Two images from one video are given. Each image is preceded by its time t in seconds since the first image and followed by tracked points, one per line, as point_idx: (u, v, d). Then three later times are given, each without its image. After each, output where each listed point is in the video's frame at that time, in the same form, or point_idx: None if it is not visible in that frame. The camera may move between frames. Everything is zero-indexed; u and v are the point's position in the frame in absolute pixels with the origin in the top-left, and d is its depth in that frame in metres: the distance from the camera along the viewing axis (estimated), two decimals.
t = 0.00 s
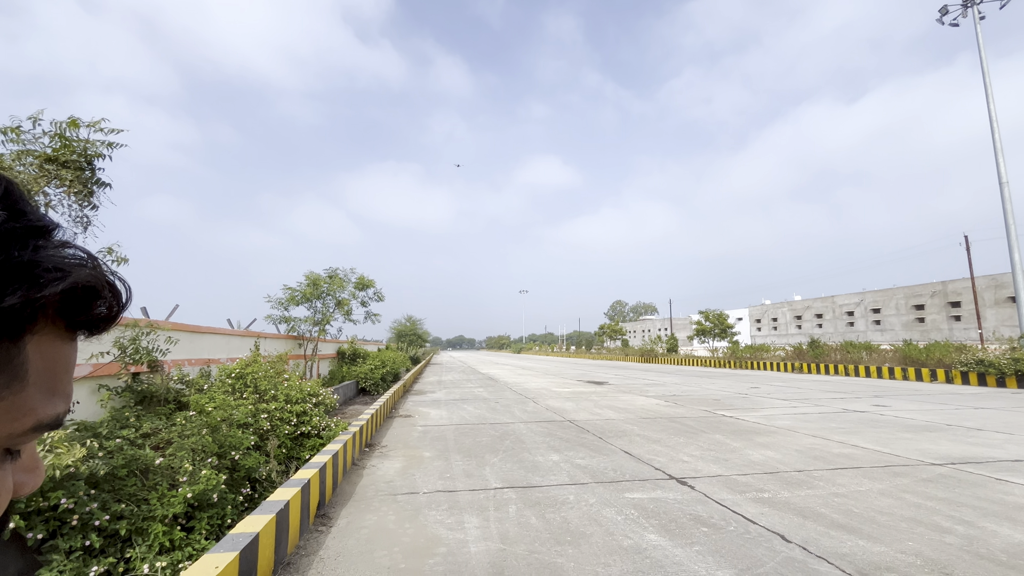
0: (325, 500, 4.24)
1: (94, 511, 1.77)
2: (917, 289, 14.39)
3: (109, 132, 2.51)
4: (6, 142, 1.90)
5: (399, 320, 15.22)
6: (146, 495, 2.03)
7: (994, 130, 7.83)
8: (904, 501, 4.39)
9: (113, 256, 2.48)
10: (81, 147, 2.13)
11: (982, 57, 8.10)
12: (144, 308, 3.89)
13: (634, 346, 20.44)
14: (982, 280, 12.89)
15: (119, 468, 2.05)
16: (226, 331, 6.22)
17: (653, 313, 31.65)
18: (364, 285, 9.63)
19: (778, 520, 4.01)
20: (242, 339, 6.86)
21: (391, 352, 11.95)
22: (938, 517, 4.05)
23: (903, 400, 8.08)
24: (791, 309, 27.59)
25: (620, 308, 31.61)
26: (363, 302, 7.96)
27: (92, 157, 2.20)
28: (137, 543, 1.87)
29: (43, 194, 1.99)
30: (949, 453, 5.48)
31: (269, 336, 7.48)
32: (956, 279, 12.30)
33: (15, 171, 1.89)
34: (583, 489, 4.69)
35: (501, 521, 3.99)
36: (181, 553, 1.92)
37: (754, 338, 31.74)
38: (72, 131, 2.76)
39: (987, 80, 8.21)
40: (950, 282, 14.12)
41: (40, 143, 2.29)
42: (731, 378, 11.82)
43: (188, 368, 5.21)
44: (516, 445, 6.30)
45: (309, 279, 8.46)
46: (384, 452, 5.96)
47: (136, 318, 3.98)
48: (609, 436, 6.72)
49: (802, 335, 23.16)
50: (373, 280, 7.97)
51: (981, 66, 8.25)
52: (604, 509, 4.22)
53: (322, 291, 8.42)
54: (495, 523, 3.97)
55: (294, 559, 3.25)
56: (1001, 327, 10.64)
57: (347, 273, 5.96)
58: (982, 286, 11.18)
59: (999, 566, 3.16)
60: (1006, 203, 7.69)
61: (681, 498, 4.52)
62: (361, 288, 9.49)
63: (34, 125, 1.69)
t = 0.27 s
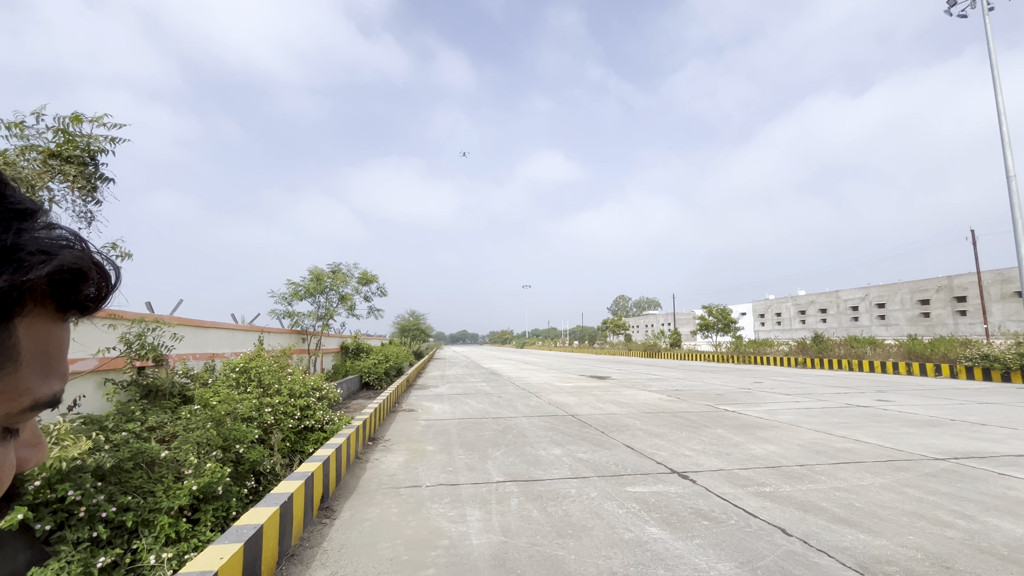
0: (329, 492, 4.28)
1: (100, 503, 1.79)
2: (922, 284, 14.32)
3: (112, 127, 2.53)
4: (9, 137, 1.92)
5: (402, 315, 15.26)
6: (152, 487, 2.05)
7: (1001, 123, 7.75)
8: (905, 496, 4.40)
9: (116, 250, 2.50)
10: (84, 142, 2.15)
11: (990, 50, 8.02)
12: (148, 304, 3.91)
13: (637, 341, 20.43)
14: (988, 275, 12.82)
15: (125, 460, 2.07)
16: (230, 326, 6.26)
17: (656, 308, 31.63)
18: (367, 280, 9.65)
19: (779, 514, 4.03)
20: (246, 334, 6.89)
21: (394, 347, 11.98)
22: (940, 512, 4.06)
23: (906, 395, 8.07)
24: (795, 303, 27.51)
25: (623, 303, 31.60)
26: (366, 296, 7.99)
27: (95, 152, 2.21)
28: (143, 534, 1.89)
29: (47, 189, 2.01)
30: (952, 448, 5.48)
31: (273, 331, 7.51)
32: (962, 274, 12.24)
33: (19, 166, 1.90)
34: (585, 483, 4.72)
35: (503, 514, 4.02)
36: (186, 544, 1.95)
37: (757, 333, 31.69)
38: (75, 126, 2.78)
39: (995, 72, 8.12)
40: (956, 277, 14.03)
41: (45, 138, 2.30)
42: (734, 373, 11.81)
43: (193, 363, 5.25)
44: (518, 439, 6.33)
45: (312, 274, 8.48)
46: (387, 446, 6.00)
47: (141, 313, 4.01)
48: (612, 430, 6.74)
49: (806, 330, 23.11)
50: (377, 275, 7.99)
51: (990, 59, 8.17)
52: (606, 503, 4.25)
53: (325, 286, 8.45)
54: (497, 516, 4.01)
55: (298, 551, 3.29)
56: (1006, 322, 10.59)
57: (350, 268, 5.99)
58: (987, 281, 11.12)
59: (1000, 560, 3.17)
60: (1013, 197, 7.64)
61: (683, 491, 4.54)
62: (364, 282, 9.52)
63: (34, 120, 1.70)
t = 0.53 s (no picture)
0: (333, 484, 4.33)
1: (108, 493, 1.82)
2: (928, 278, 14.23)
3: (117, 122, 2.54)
4: (16, 131, 1.94)
5: (405, 309, 15.30)
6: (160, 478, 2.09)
7: (1010, 116, 7.68)
8: (907, 489, 4.41)
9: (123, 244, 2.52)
10: (89, 137, 2.16)
11: (1000, 41, 7.94)
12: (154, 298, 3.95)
13: (641, 335, 20.42)
14: (995, 269, 12.74)
15: (133, 452, 2.11)
16: (234, 320, 6.31)
17: (659, 302, 31.59)
18: (371, 275, 9.68)
19: (780, 506, 4.05)
20: (251, 328, 6.94)
21: (397, 341, 12.02)
22: (941, 504, 4.07)
23: (910, 389, 8.06)
24: (800, 298, 27.43)
25: (626, 297, 31.59)
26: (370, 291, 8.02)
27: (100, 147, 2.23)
28: (152, 524, 1.93)
29: (52, 184, 2.03)
30: (955, 442, 5.48)
31: (277, 325, 7.56)
32: (968, 268, 12.16)
33: (24, 161, 1.92)
34: (587, 475, 4.75)
35: (506, 506, 4.05)
36: (193, 534, 1.98)
37: (761, 327, 31.64)
38: (81, 120, 2.80)
39: (1004, 64, 8.04)
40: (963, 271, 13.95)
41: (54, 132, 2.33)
42: (738, 368, 11.81)
43: (199, 357, 5.31)
44: (521, 432, 6.37)
45: (316, 269, 8.52)
46: (390, 439, 6.05)
47: (147, 307, 4.05)
48: (614, 424, 6.77)
49: (810, 324, 23.05)
50: (380, 270, 8.01)
51: (999, 51, 8.08)
52: (608, 495, 4.28)
53: (329, 280, 8.48)
54: (499, 507, 4.04)
55: (303, 541, 3.34)
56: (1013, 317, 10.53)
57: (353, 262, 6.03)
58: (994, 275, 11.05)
59: (1001, 552, 3.18)
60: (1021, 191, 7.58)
61: (684, 484, 4.56)
62: (368, 277, 9.55)
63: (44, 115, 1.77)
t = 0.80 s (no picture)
0: (340, 472, 4.41)
1: (121, 479, 1.88)
2: (933, 269, 14.19)
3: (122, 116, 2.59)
4: (27, 126, 2.00)
5: (408, 301, 15.35)
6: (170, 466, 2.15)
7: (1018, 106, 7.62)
8: (905, 477, 4.46)
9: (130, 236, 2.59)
10: (96, 130, 2.22)
11: (1009, 30, 7.86)
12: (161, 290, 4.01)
13: (644, 327, 20.44)
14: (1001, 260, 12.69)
15: (144, 440, 2.17)
16: (240, 312, 6.39)
17: (662, 294, 31.58)
18: (375, 267, 9.74)
19: (779, 494, 4.11)
20: (256, 320, 7.02)
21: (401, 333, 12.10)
22: (939, 492, 4.12)
23: (912, 379, 8.10)
24: (803, 289, 27.38)
25: (629, 289, 31.58)
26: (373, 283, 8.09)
27: (107, 140, 2.29)
28: (164, 510, 2.00)
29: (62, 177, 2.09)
30: (955, 432, 5.52)
31: (282, 317, 7.63)
32: (974, 259, 12.13)
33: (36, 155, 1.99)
34: (589, 464, 4.82)
35: (509, 493, 4.13)
36: (204, 519, 2.05)
37: (764, 318, 31.62)
38: (88, 114, 2.86)
39: (1012, 54, 7.97)
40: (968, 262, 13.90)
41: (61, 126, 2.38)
42: (741, 359, 11.84)
43: (206, 348, 5.38)
44: (524, 422, 6.45)
45: (320, 261, 8.57)
46: (395, 428, 6.13)
47: (155, 299, 4.12)
48: (616, 414, 6.84)
49: (814, 316, 23.03)
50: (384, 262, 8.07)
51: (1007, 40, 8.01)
52: (609, 483, 4.35)
53: (333, 272, 8.54)
54: (502, 495, 4.12)
55: (311, 526, 3.42)
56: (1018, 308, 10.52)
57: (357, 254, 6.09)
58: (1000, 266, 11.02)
59: (996, 538, 3.23)
60: None
61: (684, 472, 4.63)
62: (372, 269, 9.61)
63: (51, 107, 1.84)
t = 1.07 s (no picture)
0: (348, 455, 4.53)
1: (140, 462, 1.99)
2: (936, 257, 14.21)
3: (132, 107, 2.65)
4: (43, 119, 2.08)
5: (411, 291, 15.44)
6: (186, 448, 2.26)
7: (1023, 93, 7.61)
8: (900, 460, 4.57)
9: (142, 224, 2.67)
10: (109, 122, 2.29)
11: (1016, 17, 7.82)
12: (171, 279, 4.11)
13: (646, 315, 20.51)
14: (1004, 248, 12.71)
15: (161, 425, 2.28)
16: (246, 301, 6.50)
17: (664, 283, 31.60)
18: (378, 256, 9.82)
19: (775, 476, 4.22)
20: (262, 309, 7.13)
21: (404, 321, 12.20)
22: (932, 474, 4.23)
23: (911, 366, 8.19)
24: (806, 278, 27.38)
25: (631, 278, 31.60)
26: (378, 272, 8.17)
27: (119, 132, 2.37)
28: (181, 490, 2.11)
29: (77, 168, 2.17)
30: (951, 417, 5.63)
31: (287, 306, 7.74)
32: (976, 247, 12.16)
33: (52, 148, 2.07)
34: (591, 448, 4.94)
35: (513, 475, 4.25)
36: (220, 500, 2.16)
37: (766, 307, 31.66)
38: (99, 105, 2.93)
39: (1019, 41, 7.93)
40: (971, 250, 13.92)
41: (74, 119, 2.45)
42: (742, 347, 11.93)
43: (214, 336, 5.50)
44: (527, 408, 6.57)
45: (324, 250, 8.66)
46: (401, 414, 6.26)
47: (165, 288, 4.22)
48: (618, 400, 6.97)
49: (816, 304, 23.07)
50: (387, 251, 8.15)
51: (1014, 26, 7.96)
52: (610, 466, 4.47)
53: (337, 262, 8.63)
54: (507, 477, 4.24)
55: (322, 506, 3.55)
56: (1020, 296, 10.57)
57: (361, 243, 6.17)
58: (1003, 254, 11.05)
59: (985, 516, 3.33)
60: None
61: (684, 455, 4.75)
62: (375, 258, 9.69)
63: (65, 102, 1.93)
